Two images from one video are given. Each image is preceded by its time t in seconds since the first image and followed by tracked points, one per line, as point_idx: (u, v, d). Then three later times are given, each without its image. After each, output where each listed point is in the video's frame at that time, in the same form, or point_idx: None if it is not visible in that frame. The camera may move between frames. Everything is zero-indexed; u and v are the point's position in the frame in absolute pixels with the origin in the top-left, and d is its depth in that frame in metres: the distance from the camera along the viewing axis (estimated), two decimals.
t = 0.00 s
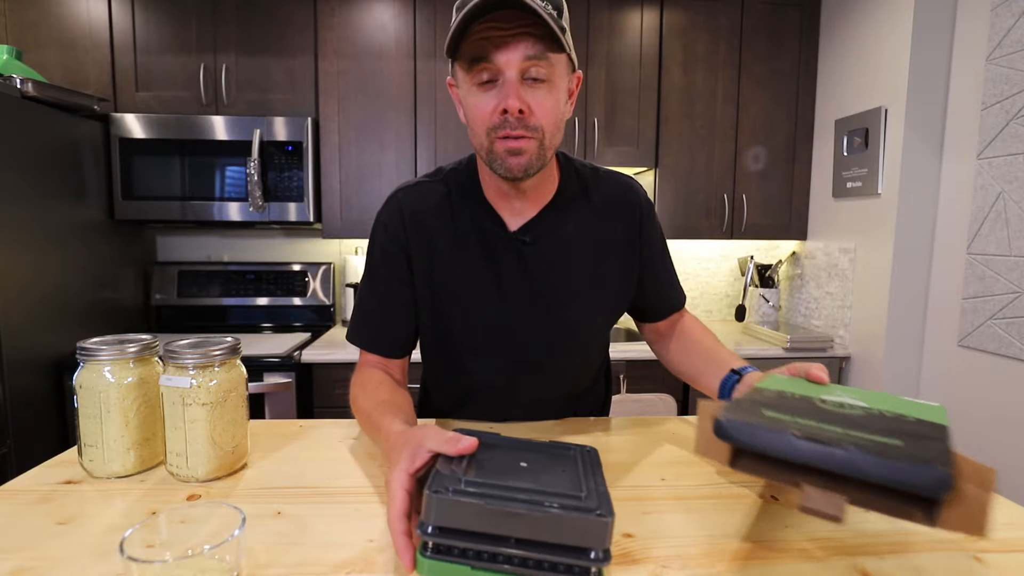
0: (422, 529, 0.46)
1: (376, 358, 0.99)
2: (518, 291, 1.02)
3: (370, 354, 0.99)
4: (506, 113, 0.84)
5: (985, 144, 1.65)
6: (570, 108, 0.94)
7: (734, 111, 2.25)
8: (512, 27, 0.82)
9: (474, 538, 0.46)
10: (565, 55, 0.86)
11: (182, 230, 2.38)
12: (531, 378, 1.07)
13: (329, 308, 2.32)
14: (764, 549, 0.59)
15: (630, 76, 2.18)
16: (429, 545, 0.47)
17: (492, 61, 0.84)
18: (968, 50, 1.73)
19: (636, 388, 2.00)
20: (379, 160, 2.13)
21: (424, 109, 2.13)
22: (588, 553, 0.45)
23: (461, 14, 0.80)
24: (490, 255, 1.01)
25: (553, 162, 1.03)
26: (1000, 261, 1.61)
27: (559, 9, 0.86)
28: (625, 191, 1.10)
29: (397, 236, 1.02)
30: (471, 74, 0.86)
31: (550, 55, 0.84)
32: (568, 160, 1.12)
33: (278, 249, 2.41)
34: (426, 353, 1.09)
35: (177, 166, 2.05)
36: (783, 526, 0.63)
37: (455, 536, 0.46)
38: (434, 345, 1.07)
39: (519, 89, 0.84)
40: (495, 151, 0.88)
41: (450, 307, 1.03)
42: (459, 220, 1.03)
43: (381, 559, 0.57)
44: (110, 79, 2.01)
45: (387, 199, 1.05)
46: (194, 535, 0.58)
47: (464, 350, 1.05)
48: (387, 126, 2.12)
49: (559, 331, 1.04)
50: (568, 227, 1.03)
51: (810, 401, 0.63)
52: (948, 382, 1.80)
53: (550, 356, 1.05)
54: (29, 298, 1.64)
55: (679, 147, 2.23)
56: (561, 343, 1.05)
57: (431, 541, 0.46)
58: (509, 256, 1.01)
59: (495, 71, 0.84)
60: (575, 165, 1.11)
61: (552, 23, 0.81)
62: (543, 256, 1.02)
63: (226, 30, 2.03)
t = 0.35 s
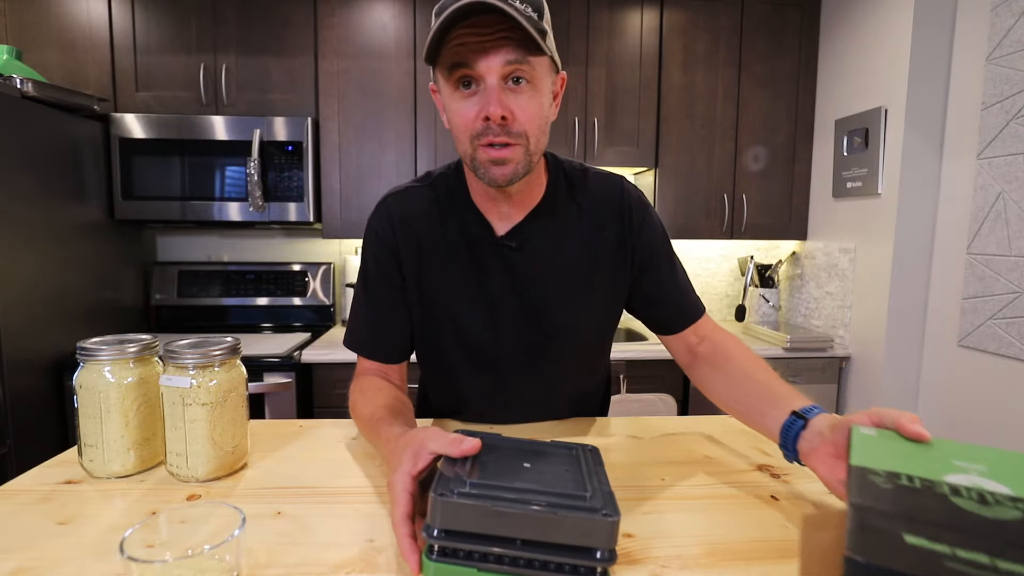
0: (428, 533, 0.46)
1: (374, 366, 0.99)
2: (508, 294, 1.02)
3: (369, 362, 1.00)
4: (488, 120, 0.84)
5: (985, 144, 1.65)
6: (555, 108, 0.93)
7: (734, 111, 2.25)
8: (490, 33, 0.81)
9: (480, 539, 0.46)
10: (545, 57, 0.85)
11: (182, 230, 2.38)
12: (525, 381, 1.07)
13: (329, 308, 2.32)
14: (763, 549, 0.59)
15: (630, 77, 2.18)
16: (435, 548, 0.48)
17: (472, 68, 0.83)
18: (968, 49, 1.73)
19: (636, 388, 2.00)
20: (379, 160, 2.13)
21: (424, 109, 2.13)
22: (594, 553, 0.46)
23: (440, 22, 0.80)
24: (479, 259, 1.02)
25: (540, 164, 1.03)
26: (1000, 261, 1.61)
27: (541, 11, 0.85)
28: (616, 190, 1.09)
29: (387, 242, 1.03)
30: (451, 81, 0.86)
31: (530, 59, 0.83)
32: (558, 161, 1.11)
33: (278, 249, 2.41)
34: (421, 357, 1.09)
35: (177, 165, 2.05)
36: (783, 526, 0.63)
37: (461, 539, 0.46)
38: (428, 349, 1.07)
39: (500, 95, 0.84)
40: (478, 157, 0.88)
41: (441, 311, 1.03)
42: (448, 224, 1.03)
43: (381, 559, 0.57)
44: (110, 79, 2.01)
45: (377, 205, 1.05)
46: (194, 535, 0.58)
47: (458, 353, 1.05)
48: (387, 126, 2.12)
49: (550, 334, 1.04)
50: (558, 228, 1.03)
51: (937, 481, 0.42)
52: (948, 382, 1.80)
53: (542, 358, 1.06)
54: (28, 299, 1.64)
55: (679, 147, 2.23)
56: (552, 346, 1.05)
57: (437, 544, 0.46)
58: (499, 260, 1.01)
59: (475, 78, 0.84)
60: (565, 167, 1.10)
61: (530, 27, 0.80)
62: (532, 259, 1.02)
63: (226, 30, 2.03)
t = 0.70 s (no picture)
0: (429, 534, 0.46)
1: (373, 365, 0.99)
2: (503, 295, 1.03)
3: (367, 362, 0.99)
4: (493, 145, 0.84)
5: (985, 144, 1.65)
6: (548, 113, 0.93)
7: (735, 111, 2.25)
8: (491, 57, 0.78)
9: (481, 540, 0.46)
10: (541, 71, 0.83)
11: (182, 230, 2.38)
12: (521, 381, 1.07)
13: (329, 308, 2.32)
14: (763, 549, 0.59)
15: (630, 77, 2.18)
16: (436, 549, 0.47)
17: (475, 93, 0.81)
18: (968, 49, 1.73)
19: (636, 388, 2.00)
20: (379, 160, 2.13)
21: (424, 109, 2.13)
22: (596, 555, 0.45)
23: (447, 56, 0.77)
24: (473, 259, 1.02)
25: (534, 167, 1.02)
26: (1000, 261, 1.61)
27: (532, 19, 0.83)
28: (610, 189, 1.08)
29: (381, 243, 1.03)
30: (451, 104, 0.83)
31: (530, 78, 0.82)
32: (551, 163, 1.10)
33: (278, 249, 2.41)
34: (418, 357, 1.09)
35: (177, 165, 2.05)
36: (783, 527, 0.63)
37: (462, 541, 0.46)
38: (424, 350, 1.07)
39: (503, 117, 0.83)
40: (482, 176, 0.88)
41: (437, 312, 1.04)
42: (442, 225, 1.03)
43: (380, 559, 0.57)
44: (110, 79, 2.01)
45: (371, 205, 1.05)
46: (194, 535, 0.58)
47: (455, 353, 1.06)
48: (387, 126, 2.12)
49: (545, 334, 1.05)
50: (552, 229, 1.03)
51: None
52: (949, 382, 1.80)
53: (537, 358, 1.06)
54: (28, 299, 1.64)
55: (679, 147, 2.23)
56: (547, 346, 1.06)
57: (438, 545, 0.46)
58: (493, 260, 1.01)
59: (477, 102, 0.82)
60: (558, 167, 1.09)
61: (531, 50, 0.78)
62: (526, 260, 1.02)
63: (226, 30, 2.03)
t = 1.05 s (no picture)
0: (429, 533, 0.46)
1: (371, 364, 0.99)
2: (501, 293, 1.02)
3: (364, 362, 0.99)
4: (483, 148, 0.84)
5: (986, 144, 1.65)
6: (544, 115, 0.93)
7: (735, 111, 2.25)
8: (479, 63, 0.78)
9: (481, 540, 0.46)
10: (534, 78, 0.83)
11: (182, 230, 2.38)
12: (519, 380, 1.07)
13: (329, 308, 2.32)
14: (762, 549, 0.59)
15: (630, 77, 2.18)
16: (436, 548, 0.47)
17: (464, 98, 0.81)
18: (968, 49, 1.73)
19: (636, 388, 2.00)
20: (379, 160, 2.13)
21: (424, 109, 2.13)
22: (597, 555, 0.45)
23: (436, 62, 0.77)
24: (472, 259, 1.02)
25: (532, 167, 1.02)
26: (1000, 261, 1.61)
27: (524, 23, 0.83)
28: (607, 188, 1.08)
29: (379, 243, 1.03)
30: (441, 109, 0.83)
31: (520, 83, 0.81)
32: (550, 162, 1.10)
33: (278, 249, 2.41)
34: (417, 357, 1.08)
35: (177, 165, 2.05)
36: (783, 526, 0.63)
37: (463, 540, 0.46)
38: (422, 349, 1.07)
39: (493, 122, 0.83)
40: (474, 178, 0.89)
41: (434, 310, 1.04)
42: (440, 223, 1.03)
43: (380, 559, 0.57)
44: (110, 79, 2.01)
45: (368, 204, 1.05)
46: (194, 535, 0.58)
47: (452, 352, 1.05)
48: (387, 126, 2.12)
49: (542, 333, 1.04)
50: (550, 227, 1.03)
51: None
52: (949, 382, 1.80)
53: (536, 356, 1.06)
54: (28, 299, 1.64)
55: (679, 147, 2.23)
56: (546, 344, 1.05)
57: (438, 545, 0.46)
58: (491, 258, 1.01)
59: (467, 107, 0.82)
60: (555, 166, 1.10)
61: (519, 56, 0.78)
62: (524, 258, 1.02)
63: (226, 30, 2.03)
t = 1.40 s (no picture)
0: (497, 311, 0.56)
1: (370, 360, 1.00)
2: (503, 292, 1.02)
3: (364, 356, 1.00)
4: (504, 141, 0.84)
5: (985, 143, 1.65)
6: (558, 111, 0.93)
7: (735, 111, 2.25)
8: (508, 60, 0.77)
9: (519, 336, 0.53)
10: (555, 74, 0.83)
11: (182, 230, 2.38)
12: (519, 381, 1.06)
13: (329, 308, 2.32)
14: (762, 549, 0.59)
15: (630, 77, 2.18)
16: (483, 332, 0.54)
17: (490, 92, 0.80)
18: (968, 50, 1.73)
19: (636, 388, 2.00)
20: (379, 160, 2.13)
21: (425, 109, 2.13)
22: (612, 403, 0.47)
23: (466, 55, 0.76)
24: (474, 261, 1.02)
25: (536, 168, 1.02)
26: (1000, 261, 1.61)
27: (545, 21, 0.83)
28: (606, 191, 1.09)
29: (382, 243, 1.03)
30: (464, 101, 0.83)
31: (544, 80, 0.82)
32: (552, 164, 1.10)
33: (278, 249, 2.41)
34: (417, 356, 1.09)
35: (177, 165, 2.05)
36: (782, 526, 0.63)
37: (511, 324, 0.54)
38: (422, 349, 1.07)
39: (516, 116, 0.83)
40: (491, 170, 0.88)
41: (436, 310, 1.04)
42: (442, 223, 1.03)
43: (380, 559, 0.57)
44: (110, 79, 2.01)
45: (372, 204, 1.05)
46: (194, 535, 0.58)
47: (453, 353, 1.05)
48: (387, 125, 2.12)
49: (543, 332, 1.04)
50: (550, 228, 1.03)
51: None
52: (949, 382, 1.80)
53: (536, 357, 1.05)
54: (28, 299, 1.64)
55: (679, 147, 2.23)
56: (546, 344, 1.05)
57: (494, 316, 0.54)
58: (492, 258, 1.02)
59: (492, 101, 0.81)
60: (558, 167, 1.10)
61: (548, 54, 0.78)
62: (526, 258, 1.02)
63: (226, 30, 2.03)
